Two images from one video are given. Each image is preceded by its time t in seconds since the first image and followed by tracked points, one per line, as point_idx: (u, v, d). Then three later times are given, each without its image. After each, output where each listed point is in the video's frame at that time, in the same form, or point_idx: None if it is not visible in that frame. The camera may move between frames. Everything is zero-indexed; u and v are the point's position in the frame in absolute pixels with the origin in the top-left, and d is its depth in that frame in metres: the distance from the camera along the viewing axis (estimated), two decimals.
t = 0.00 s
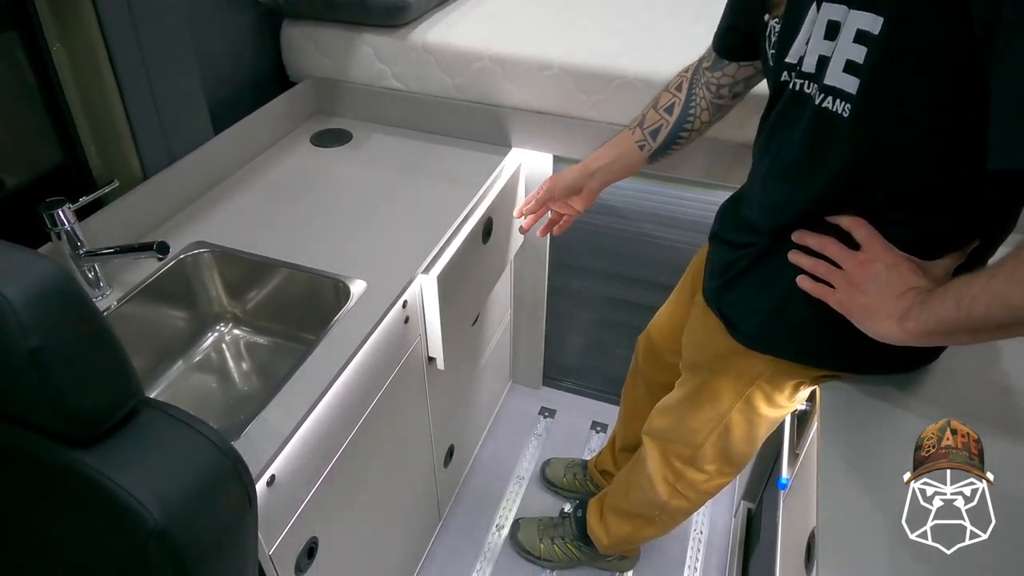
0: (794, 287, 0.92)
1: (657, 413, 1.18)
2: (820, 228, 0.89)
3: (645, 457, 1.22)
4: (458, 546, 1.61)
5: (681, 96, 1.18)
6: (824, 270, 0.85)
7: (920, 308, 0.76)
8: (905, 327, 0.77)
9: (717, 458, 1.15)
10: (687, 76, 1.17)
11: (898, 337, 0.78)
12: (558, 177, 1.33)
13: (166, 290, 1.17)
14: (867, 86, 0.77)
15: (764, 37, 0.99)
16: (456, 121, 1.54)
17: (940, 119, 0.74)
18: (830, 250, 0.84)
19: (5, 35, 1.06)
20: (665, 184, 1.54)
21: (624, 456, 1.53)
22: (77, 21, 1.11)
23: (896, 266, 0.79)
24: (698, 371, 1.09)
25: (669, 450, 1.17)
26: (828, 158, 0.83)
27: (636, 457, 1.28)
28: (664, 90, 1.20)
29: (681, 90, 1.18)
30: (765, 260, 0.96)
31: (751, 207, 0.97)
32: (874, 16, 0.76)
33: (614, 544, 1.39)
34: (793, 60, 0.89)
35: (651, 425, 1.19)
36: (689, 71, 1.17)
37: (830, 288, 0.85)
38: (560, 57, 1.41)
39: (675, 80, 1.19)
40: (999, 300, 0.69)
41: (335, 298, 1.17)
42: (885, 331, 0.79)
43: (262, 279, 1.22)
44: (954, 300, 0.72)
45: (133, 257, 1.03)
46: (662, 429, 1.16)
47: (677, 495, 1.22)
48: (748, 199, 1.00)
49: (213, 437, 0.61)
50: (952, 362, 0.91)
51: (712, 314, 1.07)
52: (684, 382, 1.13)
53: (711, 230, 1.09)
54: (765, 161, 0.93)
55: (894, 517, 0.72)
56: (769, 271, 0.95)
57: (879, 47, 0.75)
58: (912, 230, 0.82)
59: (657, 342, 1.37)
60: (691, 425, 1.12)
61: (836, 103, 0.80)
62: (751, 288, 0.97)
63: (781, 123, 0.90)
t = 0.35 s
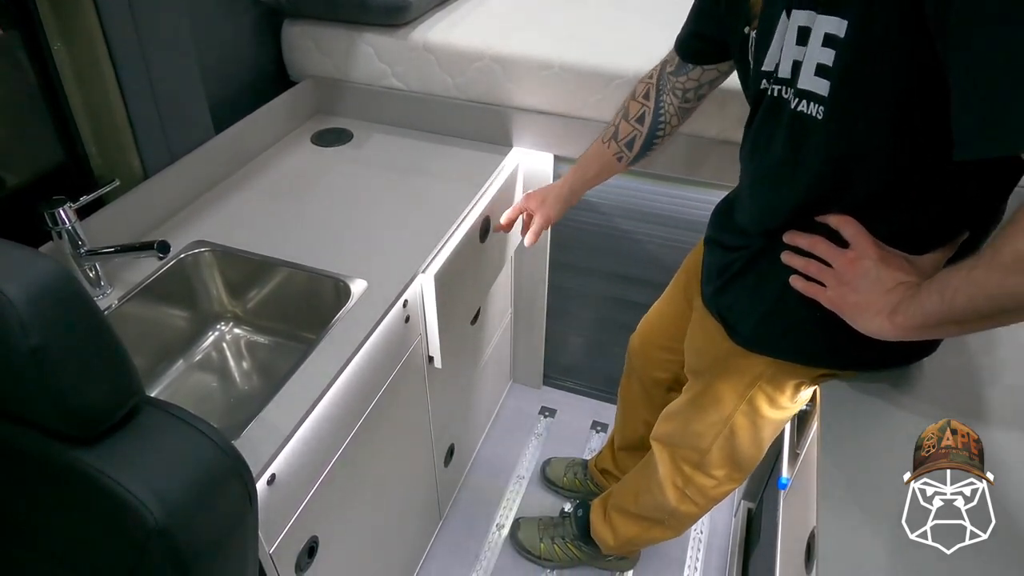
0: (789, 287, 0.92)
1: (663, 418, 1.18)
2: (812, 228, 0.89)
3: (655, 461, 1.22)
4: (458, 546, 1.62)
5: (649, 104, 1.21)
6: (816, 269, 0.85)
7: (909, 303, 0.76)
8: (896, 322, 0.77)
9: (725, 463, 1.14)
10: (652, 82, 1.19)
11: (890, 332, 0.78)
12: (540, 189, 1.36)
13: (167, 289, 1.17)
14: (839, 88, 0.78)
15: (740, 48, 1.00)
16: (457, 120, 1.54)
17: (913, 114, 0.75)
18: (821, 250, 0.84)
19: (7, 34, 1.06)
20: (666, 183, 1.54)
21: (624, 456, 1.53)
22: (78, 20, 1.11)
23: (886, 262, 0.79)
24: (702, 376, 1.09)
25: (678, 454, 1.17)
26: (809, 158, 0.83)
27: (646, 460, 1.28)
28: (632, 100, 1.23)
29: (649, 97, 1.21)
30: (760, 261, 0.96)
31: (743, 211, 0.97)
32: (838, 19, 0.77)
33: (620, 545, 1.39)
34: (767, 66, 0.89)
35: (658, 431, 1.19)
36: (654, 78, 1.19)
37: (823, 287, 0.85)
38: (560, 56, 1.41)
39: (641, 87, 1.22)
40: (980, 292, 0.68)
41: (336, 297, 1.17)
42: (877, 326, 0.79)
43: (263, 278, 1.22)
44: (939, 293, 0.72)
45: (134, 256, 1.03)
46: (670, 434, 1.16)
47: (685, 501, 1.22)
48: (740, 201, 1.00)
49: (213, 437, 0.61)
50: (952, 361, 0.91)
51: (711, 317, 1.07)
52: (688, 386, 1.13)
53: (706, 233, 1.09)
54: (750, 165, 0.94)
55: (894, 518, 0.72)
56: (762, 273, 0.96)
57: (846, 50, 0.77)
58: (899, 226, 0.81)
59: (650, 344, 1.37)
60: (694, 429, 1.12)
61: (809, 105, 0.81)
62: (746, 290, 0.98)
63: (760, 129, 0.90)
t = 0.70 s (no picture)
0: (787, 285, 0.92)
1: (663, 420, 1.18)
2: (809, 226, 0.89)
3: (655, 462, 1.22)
4: (458, 546, 1.61)
5: (633, 110, 1.21)
6: (815, 269, 0.85)
7: (907, 298, 0.75)
8: (894, 317, 0.77)
9: (726, 464, 1.14)
10: (635, 88, 1.19)
11: (890, 327, 0.78)
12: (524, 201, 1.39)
13: (167, 289, 1.17)
14: (826, 84, 0.78)
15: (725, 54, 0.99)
16: (457, 119, 1.55)
17: (905, 110, 0.75)
18: (818, 250, 0.84)
19: (7, 34, 1.06)
20: (667, 183, 1.54)
21: (624, 456, 1.53)
22: (78, 19, 1.11)
23: (883, 258, 0.79)
24: (702, 378, 1.09)
25: (679, 454, 1.18)
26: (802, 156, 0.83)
27: (647, 461, 1.28)
28: (615, 107, 1.23)
29: (631, 104, 1.21)
30: (760, 261, 0.96)
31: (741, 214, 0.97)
32: (823, 15, 0.77)
33: (623, 545, 1.39)
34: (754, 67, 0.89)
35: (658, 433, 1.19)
36: (636, 84, 1.19)
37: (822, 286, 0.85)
38: (560, 56, 1.41)
39: (623, 94, 1.21)
40: (975, 283, 0.68)
41: (336, 297, 1.17)
42: (878, 322, 0.79)
43: (263, 278, 1.22)
44: (934, 286, 0.72)
45: (134, 256, 1.03)
46: (670, 435, 1.16)
47: (686, 501, 1.22)
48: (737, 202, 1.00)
49: (214, 437, 0.61)
50: (952, 361, 0.91)
51: (711, 318, 1.07)
52: (687, 387, 1.13)
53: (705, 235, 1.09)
54: (745, 165, 0.94)
55: (894, 518, 0.72)
56: (762, 273, 0.96)
57: (834, 48, 0.76)
58: (896, 224, 0.81)
59: (648, 345, 1.37)
60: (695, 429, 1.12)
61: (797, 102, 0.81)
62: (746, 290, 0.98)
63: (755, 128, 0.91)
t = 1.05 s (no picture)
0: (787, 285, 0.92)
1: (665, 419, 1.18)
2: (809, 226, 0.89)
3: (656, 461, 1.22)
4: (458, 546, 1.61)
5: (696, 105, 1.18)
6: (813, 268, 0.85)
7: (902, 303, 0.75)
8: (888, 322, 0.77)
9: (727, 463, 1.14)
10: (694, 83, 1.16)
11: (883, 332, 0.78)
12: (585, 204, 1.36)
13: (167, 288, 1.17)
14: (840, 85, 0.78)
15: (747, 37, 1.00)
16: (458, 120, 1.54)
17: (910, 116, 0.75)
18: (817, 249, 0.84)
19: (8, 33, 1.06)
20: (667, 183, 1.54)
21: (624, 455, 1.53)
22: (79, 18, 1.11)
23: (881, 261, 0.79)
24: (703, 376, 1.09)
25: (679, 454, 1.17)
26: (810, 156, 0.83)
27: (648, 460, 1.28)
28: (676, 104, 1.19)
29: (694, 99, 1.17)
30: (760, 260, 0.96)
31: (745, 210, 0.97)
32: (842, 15, 0.77)
33: (622, 545, 1.39)
34: (769, 60, 0.90)
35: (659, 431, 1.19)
36: (694, 79, 1.16)
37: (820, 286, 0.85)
38: (561, 56, 1.41)
39: (682, 90, 1.19)
40: (970, 294, 0.68)
41: (336, 297, 1.17)
42: (871, 325, 0.79)
43: (264, 278, 1.22)
44: (930, 293, 0.72)
45: (135, 255, 1.03)
46: (671, 434, 1.16)
47: (687, 501, 1.22)
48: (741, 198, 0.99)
49: (213, 437, 0.61)
50: (952, 362, 0.91)
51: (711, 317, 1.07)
52: (689, 386, 1.13)
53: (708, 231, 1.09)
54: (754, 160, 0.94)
55: (895, 518, 0.72)
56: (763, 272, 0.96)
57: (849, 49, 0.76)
58: (897, 228, 0.81)
59: (650, 343, 1.37)
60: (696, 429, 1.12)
61: (811, 101, 0.81)
62: (747, 289, 0.98)
63: (765, 123, 0.91)
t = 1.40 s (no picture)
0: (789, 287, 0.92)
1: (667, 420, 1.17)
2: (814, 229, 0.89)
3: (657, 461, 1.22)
4: (459, 546, 1.61)
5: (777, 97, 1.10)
6: (814, 270, 0.85)
7: (903, 313, 0.76)
8: (887, 332, 0.77)
9: (730, 463, 1.14)
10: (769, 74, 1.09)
11: (882, 340, 0.78)
12: (676, 218, 1.31)
13: (168, 288, 1.17)
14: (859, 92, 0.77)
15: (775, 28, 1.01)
16: (458, 120, 1.55)
17: (923, 127, 0.74)
18: (821, 253, 0.84)
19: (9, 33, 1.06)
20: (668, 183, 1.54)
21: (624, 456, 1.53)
22: (80, 17, 1.11)
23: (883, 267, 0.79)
24: (706, 376, 1.09)
25: (681, 454, 1.17)
26: (821, 159, 0.83)
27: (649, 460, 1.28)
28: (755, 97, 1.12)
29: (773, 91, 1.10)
30: (764, 261, 0.96)
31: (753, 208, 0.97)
32: (868, 22, 0.76)
33: (622, 545, 1.39)
34: (791, 56, 0.90)
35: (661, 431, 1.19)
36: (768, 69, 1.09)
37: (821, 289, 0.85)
38: (562, 56, 1.41)
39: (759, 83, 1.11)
40: (973, 314, 0.69)
41: (336, 296, 1.17)
42: (870, 333, 0.79)
43: (264, 278, 1.22)
44: (933, 309, 0.72)
45: (135, 255, 1.02)
46: (674, 435, 1.16)
47: (688, 501, 1.22)
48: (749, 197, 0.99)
49: (214, 437, 0.61)
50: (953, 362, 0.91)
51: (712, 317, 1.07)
52: (692, 386, 1.13)
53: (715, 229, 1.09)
54: (766, 158, 0.94)
55: (895, 518, 0.72)
56: (766, 273, 0.96)
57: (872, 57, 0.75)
58: (901, 236, 0.81)
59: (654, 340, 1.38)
60: (699, 429, 1.12)
61: (828, 106, 0.81)
62: (751, 288, 0.97)
63: (780, 122, 0.91)
